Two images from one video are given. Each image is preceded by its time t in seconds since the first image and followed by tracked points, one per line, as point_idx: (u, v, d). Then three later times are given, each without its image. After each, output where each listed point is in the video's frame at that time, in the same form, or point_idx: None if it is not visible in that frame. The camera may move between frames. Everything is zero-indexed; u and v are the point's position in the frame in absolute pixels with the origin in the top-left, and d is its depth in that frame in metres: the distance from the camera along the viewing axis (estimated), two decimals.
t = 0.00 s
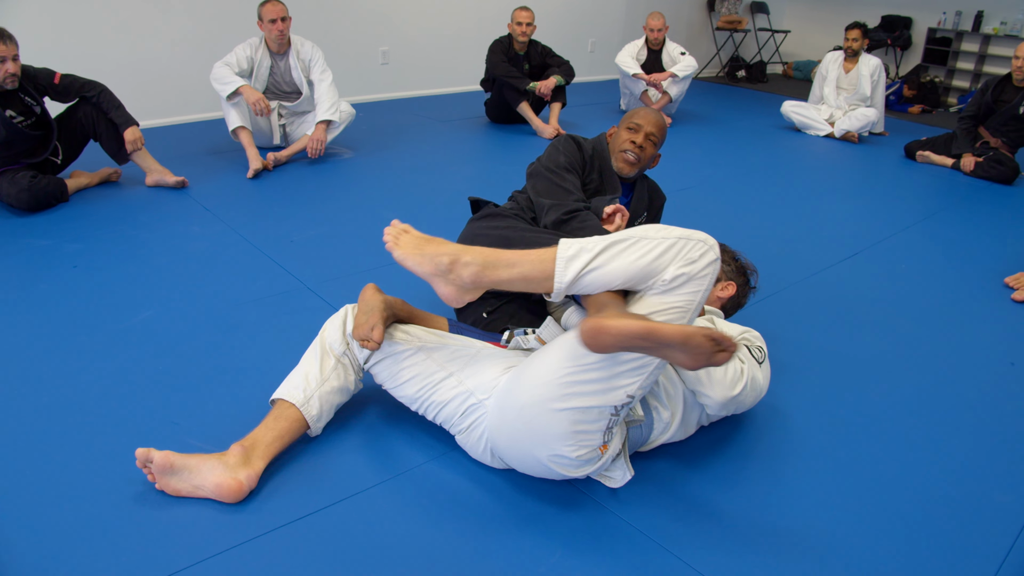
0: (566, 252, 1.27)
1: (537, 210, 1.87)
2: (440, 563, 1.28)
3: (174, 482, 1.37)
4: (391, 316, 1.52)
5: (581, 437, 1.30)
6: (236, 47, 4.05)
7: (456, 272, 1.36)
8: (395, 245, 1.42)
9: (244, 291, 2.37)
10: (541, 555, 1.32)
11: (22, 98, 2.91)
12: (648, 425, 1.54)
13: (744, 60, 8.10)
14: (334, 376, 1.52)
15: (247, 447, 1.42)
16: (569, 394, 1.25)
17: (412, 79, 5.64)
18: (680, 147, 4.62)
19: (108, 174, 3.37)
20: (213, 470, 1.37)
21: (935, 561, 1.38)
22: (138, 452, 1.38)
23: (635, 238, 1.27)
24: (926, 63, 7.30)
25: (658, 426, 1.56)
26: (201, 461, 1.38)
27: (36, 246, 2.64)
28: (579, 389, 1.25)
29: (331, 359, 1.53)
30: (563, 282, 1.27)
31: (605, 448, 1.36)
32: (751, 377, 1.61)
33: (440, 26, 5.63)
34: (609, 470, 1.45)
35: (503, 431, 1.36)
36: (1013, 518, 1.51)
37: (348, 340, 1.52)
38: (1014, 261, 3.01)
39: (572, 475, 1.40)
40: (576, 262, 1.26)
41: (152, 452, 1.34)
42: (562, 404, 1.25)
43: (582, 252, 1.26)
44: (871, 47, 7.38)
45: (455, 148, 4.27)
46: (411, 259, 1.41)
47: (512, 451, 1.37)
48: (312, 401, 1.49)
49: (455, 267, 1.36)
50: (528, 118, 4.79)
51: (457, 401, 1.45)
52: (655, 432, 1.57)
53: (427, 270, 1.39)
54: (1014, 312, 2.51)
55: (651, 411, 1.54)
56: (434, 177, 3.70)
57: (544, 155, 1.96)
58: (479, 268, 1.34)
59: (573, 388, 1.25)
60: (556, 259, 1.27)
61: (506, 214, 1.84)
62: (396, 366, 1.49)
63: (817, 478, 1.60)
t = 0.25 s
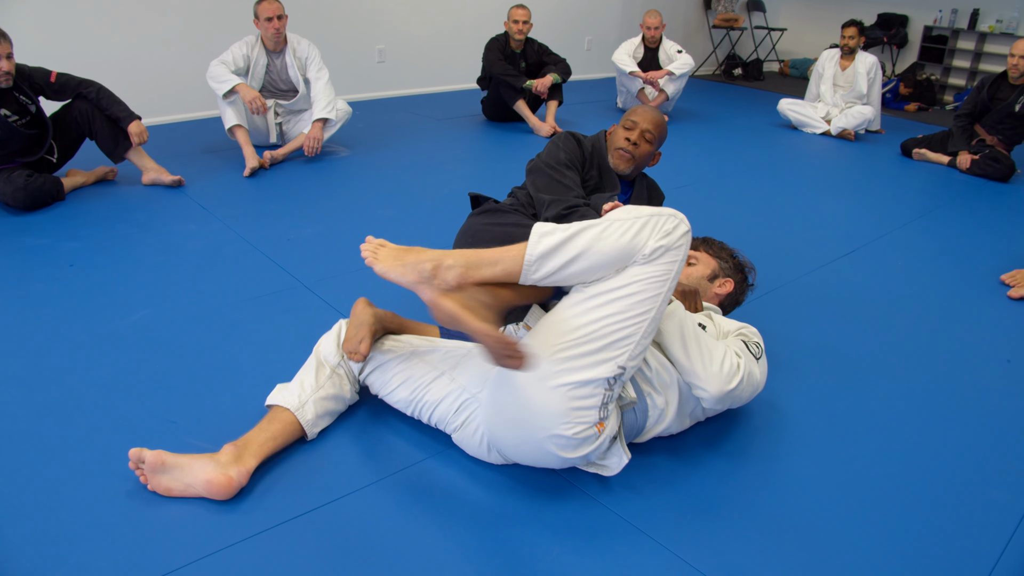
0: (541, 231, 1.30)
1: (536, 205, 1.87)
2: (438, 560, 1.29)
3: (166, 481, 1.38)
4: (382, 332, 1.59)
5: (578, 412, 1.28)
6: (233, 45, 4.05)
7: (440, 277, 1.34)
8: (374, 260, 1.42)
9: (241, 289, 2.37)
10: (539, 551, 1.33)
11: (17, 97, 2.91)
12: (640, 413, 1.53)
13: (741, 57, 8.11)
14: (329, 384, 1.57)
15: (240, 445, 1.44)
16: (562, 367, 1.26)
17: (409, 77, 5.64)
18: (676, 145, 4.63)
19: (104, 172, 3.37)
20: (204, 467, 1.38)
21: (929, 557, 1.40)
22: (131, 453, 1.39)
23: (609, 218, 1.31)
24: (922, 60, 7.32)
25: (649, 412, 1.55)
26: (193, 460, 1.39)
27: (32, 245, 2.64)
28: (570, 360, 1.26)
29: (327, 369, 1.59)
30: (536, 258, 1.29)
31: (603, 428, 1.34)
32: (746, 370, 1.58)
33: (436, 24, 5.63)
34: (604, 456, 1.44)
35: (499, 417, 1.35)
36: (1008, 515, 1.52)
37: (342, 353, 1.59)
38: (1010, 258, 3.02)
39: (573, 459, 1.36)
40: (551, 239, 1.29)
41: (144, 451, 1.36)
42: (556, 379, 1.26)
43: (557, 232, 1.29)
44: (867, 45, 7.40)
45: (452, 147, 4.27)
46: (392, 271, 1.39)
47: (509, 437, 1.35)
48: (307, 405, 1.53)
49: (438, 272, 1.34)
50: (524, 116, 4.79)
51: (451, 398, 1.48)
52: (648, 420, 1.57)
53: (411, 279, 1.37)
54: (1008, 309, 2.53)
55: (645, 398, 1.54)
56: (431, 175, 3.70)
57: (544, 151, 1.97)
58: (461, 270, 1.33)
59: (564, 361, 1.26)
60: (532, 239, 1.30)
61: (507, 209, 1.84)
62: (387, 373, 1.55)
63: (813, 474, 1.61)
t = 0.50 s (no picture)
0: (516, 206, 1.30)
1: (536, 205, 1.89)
2: (438, 558, 1.30)
3: (157, 482, 1.39)
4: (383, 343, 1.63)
5: (568, 396, 1.28)
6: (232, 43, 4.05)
7: (420, 232, 1.38)
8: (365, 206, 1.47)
9: (242, 288, 2.38)
10: (540, 547, 1.34)
11: (16, 95, 2.92)
12: (636, 406, 1.54)
13: (740, 55, 8.11)
14: (323, 383, 1.59)
15: (231, 444, 1.45)
16: (548, 351, 1.28)
17: (409, 75, 5.64)
18: (676, 143, 4.63)
19: (104, 171, 3.38)
20: (195, 465, 1.39)
21: (929, 553, 1.40)
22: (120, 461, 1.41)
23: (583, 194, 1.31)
24: (922, 57, 7.32)
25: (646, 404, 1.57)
26: (183, 459, 1.40)
27: (32, 244, 2.65)
28: (556, 344, 1.28)
29: (322, 371, 1.61)
30: (513, 232, 1.30)
31: (593, 413, 1.33)
32: (744, 365, 1.57)
33: (435, 21, 5.63)
34: (600, 448, 1.47)
35: (489, 407, 1.35)
36: (1006, 510, 1.53)
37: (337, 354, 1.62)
38: (1009, 255, 3.03)
39: (567, 446, 1.35)
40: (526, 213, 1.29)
41: (134, 452, 1.38)
42: (543, 364, 1.27)
43: (532, 209, 1.29)
44: (867, 42, 7.39)
45: (451, 144, 4.28)
46: (380, 219, 1.44)
47: (501, 426, 1.34)
48: (301, 405, 1.54)
49: (419, 227, 1.39)
50: (524, 114, 4.80)
51: (445, 396, 1.48)
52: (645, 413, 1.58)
53: (394, 230, 1.42)
54: (1007, 306, 2.54)
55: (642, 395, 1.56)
56: (431, 173, 3.70)
57: (544, 151, 1.97)
58: (440, 227, 1.37)
59: (551, 345, 1.28)
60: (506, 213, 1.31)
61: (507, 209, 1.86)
62: (383, 378, 1.56)
63: (814, 472, 1.62)
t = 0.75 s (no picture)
0: (529, 223, 1.15)
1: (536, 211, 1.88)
2: (439, 568, 1.27)
3: (113, 495, 1.35)
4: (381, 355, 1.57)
5: (582, 416, 1.28)
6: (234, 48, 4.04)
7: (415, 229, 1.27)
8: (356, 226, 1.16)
9: (242, 293, 2.36)
10: (541, 556, 1.32)
11: (17, 100, 2.91)
12: (640, 417, 1.52)
13: (742, 59, 8.11)
14: (298, 407, 1.50)
15: (190, 464, 1.38)
16: (563, 374, 1.26)
17: (411, 80, 5.64)
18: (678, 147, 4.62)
19: (106, 176, 3.37)
20: (147, 484, 1.34)
21: (935, 561, 1.38)
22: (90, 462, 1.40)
23: (597, 208, 1.20)
24: (924, 62, 7.31)
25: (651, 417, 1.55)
26: (138, 475, 1.35)
27: (33, 249, 2.64)
28: (571, 366, 1.26)
29: (301, 392, 1.52)
30: (528, 255, 1.15)
31: (606, 431, 1.33)
32: (744, 369, 1.55)
33: (437, 26, 5.62)
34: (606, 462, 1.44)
35: (502, 427, 1.34)
36: (1015, 518, 1.51)
37: (321, 377, 1.54)
38: (1012, 260, 3.01)
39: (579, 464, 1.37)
40: (542, 232, 1.15)
41: (95, 461, 1.35)
42: (558, 387, 1.26)
43: (545, 226, 1.15)
44: (869, 46, 7.38)
45: (453, 149, 4.27)
46: (375, 242, 1.15)
47: (515, 447, 1.34)
48: (269, 426, 1.45)
49: (424, 255, 1.14)
50: (525, 119, 4.79)
51: (450, 412, 1.46)
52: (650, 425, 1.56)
53: (394, 255, 1.15)
54: (1013, 312, 2.51)
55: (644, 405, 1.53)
56: (432, 178, 3.69)
57: (546, 156, 1.96)
58: (449, 256, 1.14)
59: (564, 366, 1.26)
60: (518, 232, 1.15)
61: (508, 216, 1.85)
62: (383, 392, 1.52)
63: (818, 479, 1.60)
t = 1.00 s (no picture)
0: (555, 283, 1.08)
1: (537, 211, 1.88)
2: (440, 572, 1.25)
3: (102, 500, 1.32)
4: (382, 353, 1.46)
5: (599, 446, 1.29)
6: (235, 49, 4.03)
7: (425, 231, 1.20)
8: (380, 350, 1.13)
9: (241, 294, 2.35)
10: (540, 557, 1.31)
11: (18, 100, 2.91)
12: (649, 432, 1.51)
13: (743, 61, 8.09)
14: (291, 408, 1.40)
15: (179, 472, 1.33)
16: (581, 409, 1.23)
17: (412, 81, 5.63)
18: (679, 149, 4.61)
19: (107, 176, 3.37)
20: (135, 494, 1.29)
21: (937, 563, 1.37)
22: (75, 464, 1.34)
23: (628, 249, 1.10)
24: (925, 64, 7.30)
25: (659, 431, 1.54)
26: (125, 484, 1.31)
27: (33, 249, 2.63)
28: (593, 402, 1.23)
29: (295, 388, 1.41)
30: (558, 317, 1.09)
31: (617, 456, 1.36)
32: (754, 388, 1.56)
33: (438, 27, 5.62)
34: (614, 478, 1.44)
35: (515, 450, 1.34)
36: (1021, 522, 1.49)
37: (318, 372, 1.41)
38: (1014, 262, 3.00)
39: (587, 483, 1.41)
40: (570, 289, 1.08)
41: (81, 467, 1.30)
42: (575, 421, 1.24)
43: (573, 278, 1.08)
44: (870, 48, 7.37)
45: (454, 150, 4.26)
46: (405, 358, 1.13)
47: (527, 469, 1.36)
48: (261, 430, 1.37)
49: (457, 348, 1.10)
50: (527, 120, 4.78)
51: (458, 423, 1.42)
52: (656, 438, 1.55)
53: (427, 362, 1.13)
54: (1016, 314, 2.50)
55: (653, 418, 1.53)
56: (433, 179, 3.68)
57: (550, 157, 1.96)
58: (483, 340, 1.09)
59: (586, 402, 1.23)
60: (547, 295, 1.08)
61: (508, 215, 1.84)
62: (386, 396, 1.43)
63: (820, 481, 1.58)
